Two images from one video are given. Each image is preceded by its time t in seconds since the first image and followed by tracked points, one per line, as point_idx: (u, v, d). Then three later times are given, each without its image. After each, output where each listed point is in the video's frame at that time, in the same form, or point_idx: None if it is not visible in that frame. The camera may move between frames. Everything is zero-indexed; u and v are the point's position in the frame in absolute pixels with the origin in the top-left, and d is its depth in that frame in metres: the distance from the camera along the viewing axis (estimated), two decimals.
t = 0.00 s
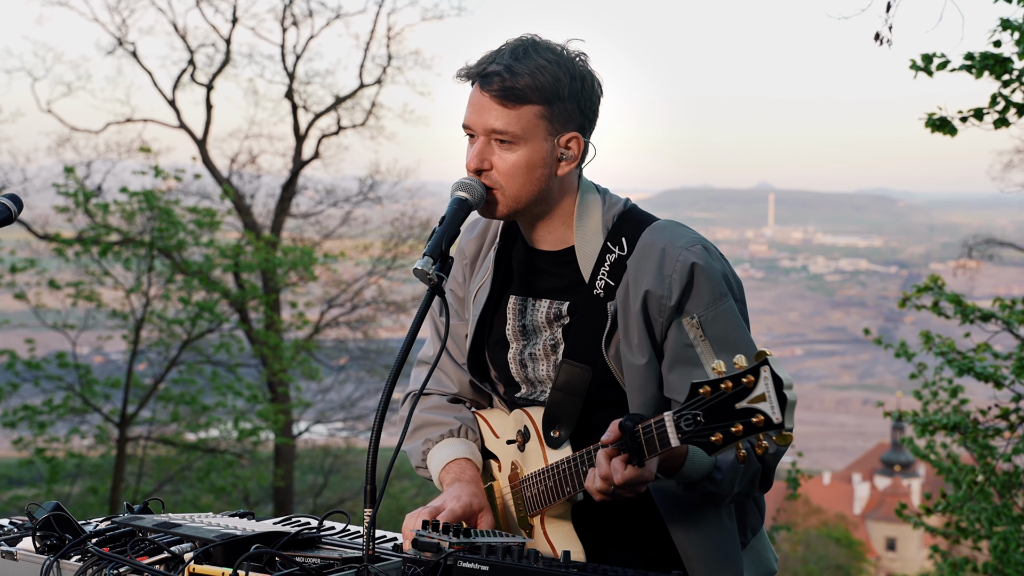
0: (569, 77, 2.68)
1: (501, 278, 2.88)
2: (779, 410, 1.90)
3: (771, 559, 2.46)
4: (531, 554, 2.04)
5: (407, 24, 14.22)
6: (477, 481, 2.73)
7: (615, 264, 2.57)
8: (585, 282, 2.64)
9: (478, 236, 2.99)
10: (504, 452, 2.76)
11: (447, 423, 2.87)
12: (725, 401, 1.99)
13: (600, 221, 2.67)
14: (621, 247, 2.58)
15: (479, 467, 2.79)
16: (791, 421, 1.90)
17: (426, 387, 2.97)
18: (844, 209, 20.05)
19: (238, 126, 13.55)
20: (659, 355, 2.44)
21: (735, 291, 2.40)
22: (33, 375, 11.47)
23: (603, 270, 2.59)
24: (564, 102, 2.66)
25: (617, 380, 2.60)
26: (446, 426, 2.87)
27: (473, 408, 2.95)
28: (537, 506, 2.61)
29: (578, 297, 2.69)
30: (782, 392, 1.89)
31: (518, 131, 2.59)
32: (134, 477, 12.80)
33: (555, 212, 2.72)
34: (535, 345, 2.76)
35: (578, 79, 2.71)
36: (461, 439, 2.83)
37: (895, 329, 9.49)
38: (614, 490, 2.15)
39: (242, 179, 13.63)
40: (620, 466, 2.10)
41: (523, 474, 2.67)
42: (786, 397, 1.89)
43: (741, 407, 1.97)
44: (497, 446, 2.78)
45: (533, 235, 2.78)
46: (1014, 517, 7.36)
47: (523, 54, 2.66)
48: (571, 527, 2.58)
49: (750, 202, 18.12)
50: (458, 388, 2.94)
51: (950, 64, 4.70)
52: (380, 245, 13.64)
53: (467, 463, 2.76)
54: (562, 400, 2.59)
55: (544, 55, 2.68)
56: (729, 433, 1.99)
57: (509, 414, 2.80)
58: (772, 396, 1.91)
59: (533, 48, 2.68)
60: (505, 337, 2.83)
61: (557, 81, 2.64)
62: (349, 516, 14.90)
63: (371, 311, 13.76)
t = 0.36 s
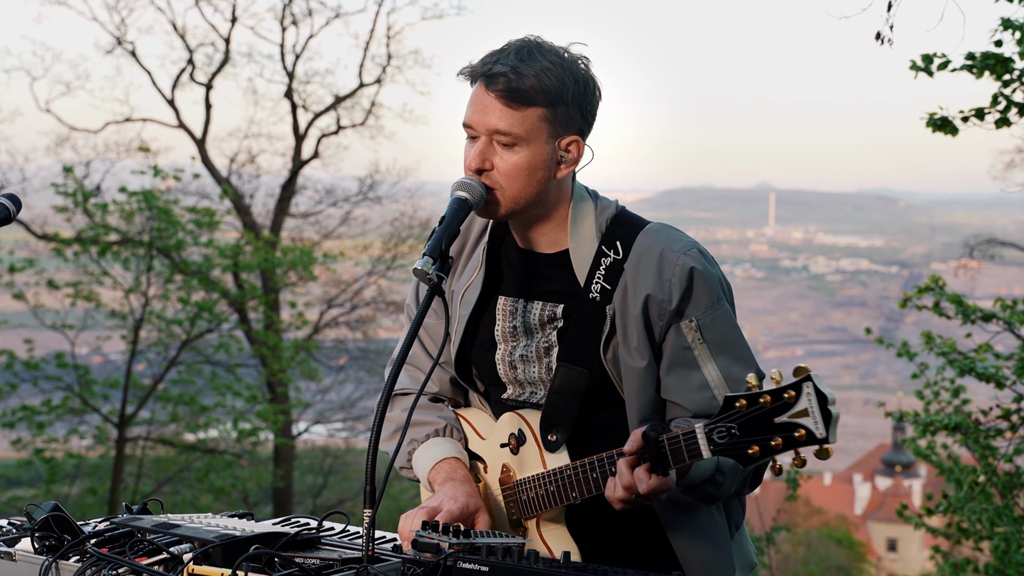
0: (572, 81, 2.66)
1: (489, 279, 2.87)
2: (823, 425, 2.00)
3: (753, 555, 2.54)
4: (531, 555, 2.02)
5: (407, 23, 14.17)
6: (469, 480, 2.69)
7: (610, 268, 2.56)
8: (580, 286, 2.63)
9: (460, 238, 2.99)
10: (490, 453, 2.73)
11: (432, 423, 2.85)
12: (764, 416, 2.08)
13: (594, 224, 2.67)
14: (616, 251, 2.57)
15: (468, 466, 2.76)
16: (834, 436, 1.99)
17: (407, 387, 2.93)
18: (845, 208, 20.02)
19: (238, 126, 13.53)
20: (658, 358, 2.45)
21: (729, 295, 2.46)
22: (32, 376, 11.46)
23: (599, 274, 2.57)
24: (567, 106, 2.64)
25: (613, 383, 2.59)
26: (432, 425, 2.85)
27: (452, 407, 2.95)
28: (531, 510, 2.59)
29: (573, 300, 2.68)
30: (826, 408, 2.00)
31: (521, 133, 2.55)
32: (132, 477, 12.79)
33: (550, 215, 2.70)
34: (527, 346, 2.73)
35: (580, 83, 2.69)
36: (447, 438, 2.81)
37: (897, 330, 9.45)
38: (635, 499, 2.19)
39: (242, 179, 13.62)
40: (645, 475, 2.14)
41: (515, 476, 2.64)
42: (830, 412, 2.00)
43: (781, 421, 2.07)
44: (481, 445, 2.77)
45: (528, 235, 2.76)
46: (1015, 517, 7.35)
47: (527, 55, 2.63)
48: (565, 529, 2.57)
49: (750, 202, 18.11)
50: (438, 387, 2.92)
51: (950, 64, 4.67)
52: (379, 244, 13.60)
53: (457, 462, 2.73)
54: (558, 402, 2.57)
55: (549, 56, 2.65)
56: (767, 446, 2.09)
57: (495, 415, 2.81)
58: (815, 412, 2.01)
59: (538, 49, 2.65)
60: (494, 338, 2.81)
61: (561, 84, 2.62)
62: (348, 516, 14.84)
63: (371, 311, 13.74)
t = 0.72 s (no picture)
0: (551, 68, 2.67)
1: (484, 282, 2.85)
2: (831, 423, 2.05)
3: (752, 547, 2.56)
4: (531, 555, 2.00)
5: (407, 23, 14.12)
6: (469, 484, 2.65)
7: (607, 266, 2.54)
8: (578, 285, 2.61)
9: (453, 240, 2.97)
10: (491, 457, 2.69)
11: (428, 430, 2.80)
12: (772, 413, 2.13)
13: (590, 221, 2.65)
14: (612, 249, 2.56)
15: (468, 470, 2.72)
16: (841, 432, 2.04)
17: (402, 397, 2.90)
18: (846, 208, 19.96)
19: (237, 125, 13.51)
20: (659, 354, 2.45)
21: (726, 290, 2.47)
22: (30, 376, 11.46)
23: (596, 273, 2.55)
24: (550, 92, 2.65)
25: (614, 382, 2.57)
26: (429, 432, 2.80)
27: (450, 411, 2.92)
28: (535, 512, 2.57)
29: (571, 299, 2.66)
30: (833, 406, 2.05)
31: (510, 124, 2.55)
32: (131, 478, 12.76)
33: (548, 211, 2.68)
34: (526, 347, 2.71)
35: (558, 69, 2.70)
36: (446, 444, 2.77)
37: (899, 330, 9.41)
38: (640, 499, 2.23)
39: (241, 178, 13.62)
40: (650, 475, 2.17)
41: (517, 479, 2.61)
42: (836, 410, 2.05)
43: (789, 419, 2.12)
44: (481, 450, 2.74)
45: (526, 235, 2.73)
46: (1017, 518, 7.32)
47: (502, 49, 2.64)
48: (568, 530, 2.54)
49: (750, 202, 18.09)
50: (434, 393, 2.89)
51: (952, 63, 4.65)
52: (379, 244, 13.54)
53: (456, 467, 2.69)
54: (559, 403, 2.55)
55: (524, 48, 2.67)
56: (775, 444, 2.14)
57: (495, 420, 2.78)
58: (823, 410, 2.06)
59: (513, 43, 2.67)
60: (492, 341, 2.80)
61: (540, 71, 2.63)
62: (348, 518, 14.75)
63: (371, 311, 13.62)
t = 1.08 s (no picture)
0: (537, 64, 2.74)
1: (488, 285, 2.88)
2: (785, 408, 1.91)
3: (771, 548, 2.54)
4: (531, 555, 1.97)
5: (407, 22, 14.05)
6: (478, 488, 2.72)
7: (606, 261, 2.55)
8: (578, 281, 2.62)
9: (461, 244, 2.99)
10: (502, 458, 2.74)
11: (442, 434, 2.87)
12: (730, 400, 2.00)
13: (589, 217, 2.66)
14: (611, 243, 2.56)
15: (481, 475, 2.78)
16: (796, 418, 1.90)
17: (422, 404, 3.00)
18: (847, 208, 19.90)
19: (236, 125, 13.49)
20: (659, 349, 2.42)
21: (727, 281, 2.40)
22: (29, 376, 11.45)
23: (595, 268, 2.56)
24: (538, 87, 2.70)
25: (617, 379, 2.57)
26: (442, 438, 2.87)
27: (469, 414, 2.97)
28: (540, 511, 2.56)
29: (571, 296, 2.67)
30: (787, 390, 1.91)
31: (503, 120, 2.60)
32: (131, 478, 12.73)
33: (548, 207, 2.71)
34: (531, 348, 2.73)
35: (546, 65, 2.77)
36: (458, 448, 2.83)
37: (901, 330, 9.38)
38: (618, 493, 2.18)
39: (241, 178, 13.60)
40: (625, 467, 2.11)
41: (525, 478, 2.62)
42: (791, 394, 1.90)
43: (746, 406, 1.98)
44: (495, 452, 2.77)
45: (528, 235, 2.76)
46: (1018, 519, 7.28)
47: (488, 51, 2.71)
48: (575, 532, 2.53)
49: (750, 201, 18.07)
50: (452, 398, 2.97)
51: (952, 62, 4.62)
52: (379, 244, 13.50)
53: (466, 472, 2.76)
54: (560, 402, 2.56)
55: (508, 48, 2.74)
56: (734, 432, 2.00)
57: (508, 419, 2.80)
58: (778, 395, 1.92)
59: (497, 45, 2.75)
60: (499, 343, 2.81)
61: (527, 66, 2.69)
62: (347, 519, 14.68)
63: (371, 312, 13.61)
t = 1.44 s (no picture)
0: (543, 67, 2.72)
1: (499, 289, 2.89)
2: (745, 413, 1.85)
3: (788, 553, 2.51)
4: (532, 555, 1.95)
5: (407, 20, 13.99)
6: (487, 491, 2.73)
7: (612, 264, 2.53)
8: (584, 284, 2.61)
9: (476, 247, 3.00)
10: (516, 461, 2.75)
11: (458, 436, 2.87)
12: (697, 403, 1.97)
13: (596, 219, 2.64)
14: (617, 246, 2.53)
15: (493, 477, 2.79)
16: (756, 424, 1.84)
17: (442, 405, 3.00)
18: (849, 207, 19.86)
19: (236, 125, 13.45)
20: (661, 352, 2.42)
21: (734, 283, 2.36)
22: (28, 376, 11.42)
23: (601, 270, 2.55)
24: (543, 89, 2.69)
25: (623, 382, 2.58)
26: (458, 440, 2.87)
27: (491, 416, 2.97)
28: (544, 513, 2.61)
29: (577, 299, 2.68)
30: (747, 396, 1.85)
31: (504, 121, 2.60)
32: (130, 479, 12.70)
33: (551, 210, 2.70)
34: (539, 350, 2.75)
35: (552, 69, 2.76)
36: (473, 450, 2.84)
37: (901, 330, 9.34)
38: (600, 497, 2.17)
39: (240, 178, 13.57)
40: (604, 471, 2.12)
41: (531, 480, 2.67)
42: (751, 400, 1.84)
43: (710, 410, 1.95)
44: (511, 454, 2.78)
45: (534, 238, 2.75)
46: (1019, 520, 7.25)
47: (493, 54, 2.71)
48: (580, 536, 2.57)
49: (751, 201, 18.03)
50: (472, 400, 2.98)
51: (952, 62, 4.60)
52: (378, 244, 13.47)
53: (478, 474, 2.77)
54: (566, 406, 2.58)
55: (514, 51, 2.74)
56: (700, 437, 1.98)
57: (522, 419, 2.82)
58: (738, 400, 1.86)
59: (504, 48, 2.74)
60: (511, 345, 2.83)
61: (531, 69, 2.68)
62: (347, 520, 14.62)
63: (370, 312, 13.57)
